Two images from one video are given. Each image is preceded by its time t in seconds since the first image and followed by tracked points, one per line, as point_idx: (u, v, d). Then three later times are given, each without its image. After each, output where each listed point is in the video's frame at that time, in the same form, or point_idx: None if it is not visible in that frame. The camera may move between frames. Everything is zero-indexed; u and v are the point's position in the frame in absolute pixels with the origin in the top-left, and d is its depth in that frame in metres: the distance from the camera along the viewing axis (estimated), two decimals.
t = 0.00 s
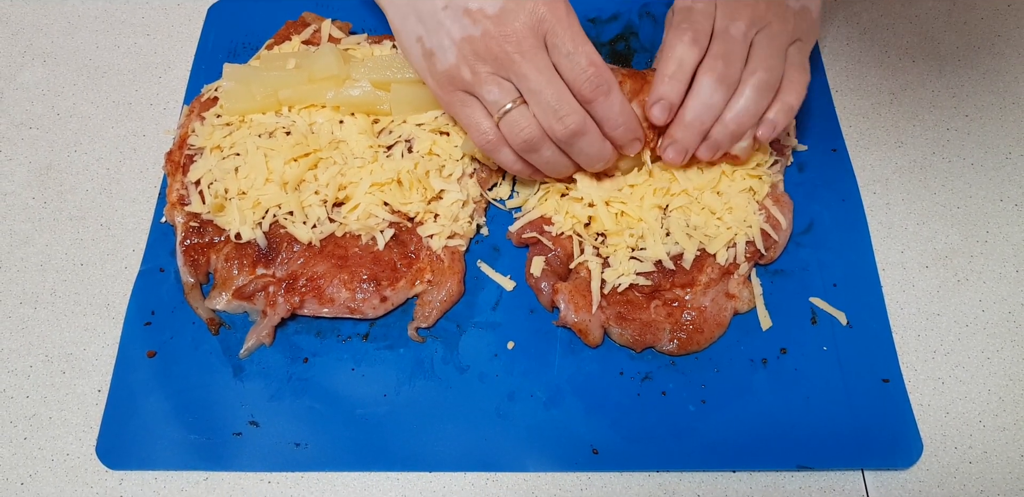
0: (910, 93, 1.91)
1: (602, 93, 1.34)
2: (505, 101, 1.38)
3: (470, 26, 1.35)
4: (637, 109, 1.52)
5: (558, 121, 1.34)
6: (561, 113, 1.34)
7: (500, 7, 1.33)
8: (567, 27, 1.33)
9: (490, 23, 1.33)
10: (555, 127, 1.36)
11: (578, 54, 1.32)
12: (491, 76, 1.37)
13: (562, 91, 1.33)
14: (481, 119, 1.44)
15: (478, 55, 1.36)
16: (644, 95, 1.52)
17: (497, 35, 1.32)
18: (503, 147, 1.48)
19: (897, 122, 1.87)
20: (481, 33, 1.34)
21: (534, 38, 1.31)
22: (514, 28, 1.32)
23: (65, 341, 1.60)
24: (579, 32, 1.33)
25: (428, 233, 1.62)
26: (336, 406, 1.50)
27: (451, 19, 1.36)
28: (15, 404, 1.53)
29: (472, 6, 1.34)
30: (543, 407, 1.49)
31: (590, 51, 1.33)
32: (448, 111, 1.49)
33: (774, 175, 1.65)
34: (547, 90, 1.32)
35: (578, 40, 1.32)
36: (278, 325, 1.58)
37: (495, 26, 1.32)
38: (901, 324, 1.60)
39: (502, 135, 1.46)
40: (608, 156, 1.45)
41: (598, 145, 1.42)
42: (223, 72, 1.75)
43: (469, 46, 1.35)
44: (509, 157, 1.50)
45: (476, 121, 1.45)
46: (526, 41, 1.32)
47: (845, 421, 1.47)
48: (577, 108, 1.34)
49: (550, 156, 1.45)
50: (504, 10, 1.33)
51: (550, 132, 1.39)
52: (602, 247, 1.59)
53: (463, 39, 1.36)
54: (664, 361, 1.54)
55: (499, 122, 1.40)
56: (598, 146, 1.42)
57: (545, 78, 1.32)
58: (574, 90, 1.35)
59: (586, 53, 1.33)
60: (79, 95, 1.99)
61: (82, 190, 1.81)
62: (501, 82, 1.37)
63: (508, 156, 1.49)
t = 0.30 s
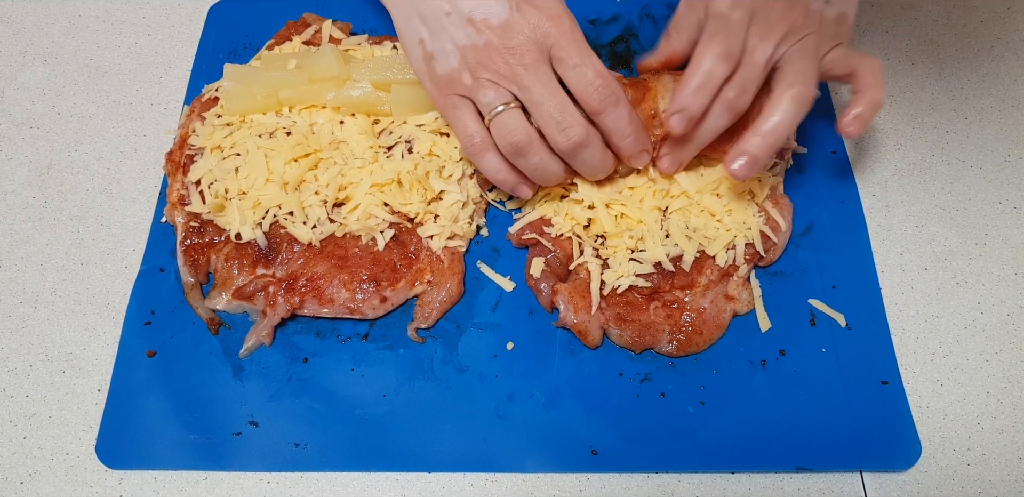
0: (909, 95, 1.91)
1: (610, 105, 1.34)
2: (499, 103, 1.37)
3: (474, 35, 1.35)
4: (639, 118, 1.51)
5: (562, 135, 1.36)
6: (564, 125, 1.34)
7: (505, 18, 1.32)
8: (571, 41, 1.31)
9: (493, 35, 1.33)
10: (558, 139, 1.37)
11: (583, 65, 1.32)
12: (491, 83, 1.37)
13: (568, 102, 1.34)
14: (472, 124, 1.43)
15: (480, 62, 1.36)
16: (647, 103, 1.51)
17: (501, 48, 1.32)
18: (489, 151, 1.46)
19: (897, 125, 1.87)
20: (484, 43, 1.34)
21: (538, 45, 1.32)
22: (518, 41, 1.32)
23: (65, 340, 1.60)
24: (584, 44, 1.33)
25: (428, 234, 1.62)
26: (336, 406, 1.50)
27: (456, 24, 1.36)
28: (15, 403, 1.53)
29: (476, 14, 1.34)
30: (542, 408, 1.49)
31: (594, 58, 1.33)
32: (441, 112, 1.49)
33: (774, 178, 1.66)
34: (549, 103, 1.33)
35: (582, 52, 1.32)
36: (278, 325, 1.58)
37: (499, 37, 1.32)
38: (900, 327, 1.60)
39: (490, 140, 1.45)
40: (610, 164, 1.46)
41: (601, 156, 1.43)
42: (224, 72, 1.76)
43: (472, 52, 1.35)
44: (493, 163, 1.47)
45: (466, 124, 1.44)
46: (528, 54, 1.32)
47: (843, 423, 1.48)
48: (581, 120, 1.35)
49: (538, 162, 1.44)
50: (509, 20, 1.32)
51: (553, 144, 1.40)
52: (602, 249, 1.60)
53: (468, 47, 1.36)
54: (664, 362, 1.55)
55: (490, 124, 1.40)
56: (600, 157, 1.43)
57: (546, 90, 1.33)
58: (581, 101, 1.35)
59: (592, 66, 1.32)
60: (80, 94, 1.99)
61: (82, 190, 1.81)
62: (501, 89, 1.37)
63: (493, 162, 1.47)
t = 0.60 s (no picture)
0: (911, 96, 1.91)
1: (615, 109, 1.34)
2: (498, 104, 1.35)
3: (478, 36, 1.35)
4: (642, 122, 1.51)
5: (564, 138, 1.34)
6: (566, 130, 1.33)
7: (510, 19, 1.32)
8: (578, 44, 1.32)
9: (497, 37, 1.33)
10: (560, 142, 1.35)
11: (588, 69, 1.32)
12: (493, 83, 1.36)
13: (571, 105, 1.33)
14: (464, 122, 1.39)
15: (484, 63, 1.35)
16: (649, 106, 1.51)
17: (505, 49, 1.32)
18: (478, 151, 1.40)
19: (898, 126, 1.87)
20: (488, 44, 1.34)
21: (542, 46, 1.31)
22: (523, 43, 1.31)
23: (64, 341, 1.60)
24: (590, 47, 1.33)
25: (428, 234, 1.62)
26: (336, 407, 1.50)
27: (461, 24, 1.36)
28: (14, 404, 1.52)
29: (480, 15, 1.34)
30: (542, 409, 1.49)
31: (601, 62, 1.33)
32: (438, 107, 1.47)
33: (776, 179, 1.65)
34: (553, 105, 1.32)
35: (588, 56, 1.32)
36: (278, 326, 1.58)
37: (503, 39, 1.32)
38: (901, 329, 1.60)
39: (479, 140, 1.40)
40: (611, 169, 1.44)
41: (602, 162, 1.41)
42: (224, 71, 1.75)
43: (476, 53, 1.35)
44: (482, 164, 1.41)
45: (457, 123, 1.40)
46: (532, 57, 1.31)
47: (844, 424, 1.47)
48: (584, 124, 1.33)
49: (535, 166, 1.40)
50: (515, 22, 1.32)
51: (554, 148, 1.38)
52: (603, 251, 1.59)
53: (472, 47, 1.35)
54: (664, 363, 1.54)
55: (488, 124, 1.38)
56: (601, 163, 1.41)
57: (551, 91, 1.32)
58: (585, 106, 1.35)
59: (598, 70, 1.33)
60: (79, 94, 1.98)
61: (82, 190, 1.81)
62: (502, 90, 1.36)
63: (482, 162, 1.41)
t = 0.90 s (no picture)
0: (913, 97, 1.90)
1: (612, 109, 1.33)
2: (494, 106, 1.35)
3: (474, 37, 1.34)
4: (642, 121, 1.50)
5: (562, 138, 1.32)
6: (565, 130, 1.32)
7: (506, 20, 1.32)
8: (574, 45, 1.31)
9: (494, 37, 1.32)
10: (558, 143, 1.33)
11: (585, 70, 1.31)
12: (490, 85, 1.35)
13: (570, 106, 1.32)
14: (457, 122, 1.38)
15: (481, 64, 1.34)
16: (649, 106, 1.51)
17: (502, 50, 1.31)
18: (469, 152, 1.39)
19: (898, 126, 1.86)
20: (485, 45, 1.33)
21: (539, 47, 1.31)
22: (520, 44, 1.31)
23: (62, 344, 1.59)
24: (588, 49, 1.32)
25: (427, 236, 1.61)
26: (336, 410, 1.49)
27: (457, 26, 1.35)
28: (13, 407, 1.52)
29: (476, 16, 1.34)
30: (542, 412, 1.48)
31: (598, 62, 1.32)
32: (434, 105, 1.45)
33: (776, 180, 1.65)
34: (551, 105, 1.31)
35: (586, 57, 1.32)
36: (277, 329, 1.57)
37: (500, 40, 1.31)
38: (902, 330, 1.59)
39: (471, 141, 1.38)
40: (610, 169, 1.43)
41: (601, 162, 1.40)
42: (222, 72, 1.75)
43: (473, 54, 1.35)
44: (474, 165, 1.40)
45: (451, 123, 1.39)
46: (529, 58, 1.31)
47: (845, 427, 1.47)
48: (583, 124, 1.32)
49: (532, 167, 1.39)
50: (511, 23, 1.31)
51: (552, 149, 1.37)
52: (603, 253, 1.58)
53: (468, 48, 1.35)
54: (664, 366, 1.54)
55: (486, 126, 1.37)
56: (601, 163, 1.40)
57: (548, 91, 1.31)
58: (583, 106, 1.34)
59: (596, 71, 1.32)
60: (77, 96, 1.98)
61: (80, 192, 1.80)
62: (499, 91, 1.35)
63: (474, 163, 1.40)
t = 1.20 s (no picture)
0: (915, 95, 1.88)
1: (613, 108, 1.32)
2: (494, 105, 1.34)
3: (473, 36, 1.33)
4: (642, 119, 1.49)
5: (562, 136, 1.31)
6: (565, 128, 1.30)
7: (504, 19, 1.31)
8: (573, 43, 1.30)
9: (492, 36, 1.31)
10: (559, 141, 1.32)
11: (585, 68, 1.30)
12: (489, 84, 1.34)
13: (569, 104, 1.31)
14: (455, 122, 1.36)
15: (480, 63, 1.34)
16: (648, 103, 1.50)
17: (500, 49, 1.30)
18: (467, 151, 1.37)
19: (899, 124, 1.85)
20: (484, 44, 1.32)
21: (538, 45, 1.29)
22: (518, 43, 1.29)
23: (58, 346, 1.58)
24: (587, 48, 1.31)
25: (426, 236, 1.60)
26: (334, 412, 1.48)
27: (455, 25, 1.35)
28: (9, 410, 1.51)
29: (475, 15, 1.33)
30: (542, 413, 1.47)
31: (598, 61, 1.31)
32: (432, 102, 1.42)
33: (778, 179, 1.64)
34: (551, 103, 1.30)
35: (586, 55, 1.30)
36: (274, 331, 1.56)
37: (498, 39, 1.30)
38: (904, 330, 1.58)
39: (469, 140, 1.36)
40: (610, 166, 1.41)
41: (602, 161, 1.39)
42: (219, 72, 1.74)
43: (472, 53, 1.34)
44: (472, 164, 1.38)
45: (450, 122, 1.37)
46: (528, 56, 1.29)
47: (846, 428, 1.46)
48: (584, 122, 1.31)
49: (532, 167, 1.37)
50: (509, 22, 1.30)
51: (552, 148, 1.35)
52: (602, 253, 1.57)
53: (467, 47, 1.34)
54: (664, 367, 1.53)
55: (485, 126, 1.36)
56: (601, 161, 1.39)
57: (547, 89, 1.30)
58: (583, 105, 1.33)
59: (596, 69, 1.31)
60: (73, 96, 1.97)
61: (76, 193, 1.79)
62: (498, 90, 1.34)
63: (472, 162, 1.38)
